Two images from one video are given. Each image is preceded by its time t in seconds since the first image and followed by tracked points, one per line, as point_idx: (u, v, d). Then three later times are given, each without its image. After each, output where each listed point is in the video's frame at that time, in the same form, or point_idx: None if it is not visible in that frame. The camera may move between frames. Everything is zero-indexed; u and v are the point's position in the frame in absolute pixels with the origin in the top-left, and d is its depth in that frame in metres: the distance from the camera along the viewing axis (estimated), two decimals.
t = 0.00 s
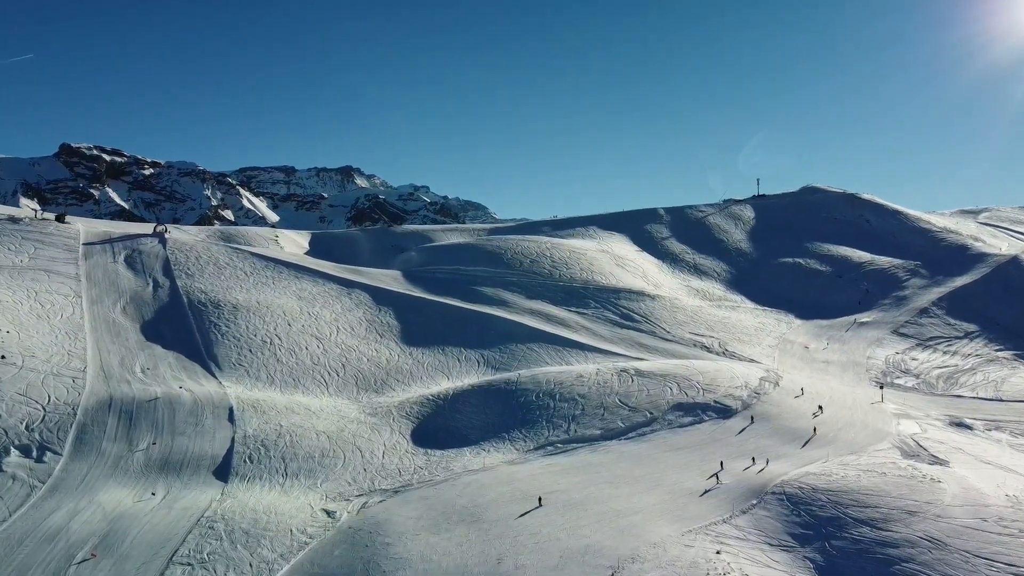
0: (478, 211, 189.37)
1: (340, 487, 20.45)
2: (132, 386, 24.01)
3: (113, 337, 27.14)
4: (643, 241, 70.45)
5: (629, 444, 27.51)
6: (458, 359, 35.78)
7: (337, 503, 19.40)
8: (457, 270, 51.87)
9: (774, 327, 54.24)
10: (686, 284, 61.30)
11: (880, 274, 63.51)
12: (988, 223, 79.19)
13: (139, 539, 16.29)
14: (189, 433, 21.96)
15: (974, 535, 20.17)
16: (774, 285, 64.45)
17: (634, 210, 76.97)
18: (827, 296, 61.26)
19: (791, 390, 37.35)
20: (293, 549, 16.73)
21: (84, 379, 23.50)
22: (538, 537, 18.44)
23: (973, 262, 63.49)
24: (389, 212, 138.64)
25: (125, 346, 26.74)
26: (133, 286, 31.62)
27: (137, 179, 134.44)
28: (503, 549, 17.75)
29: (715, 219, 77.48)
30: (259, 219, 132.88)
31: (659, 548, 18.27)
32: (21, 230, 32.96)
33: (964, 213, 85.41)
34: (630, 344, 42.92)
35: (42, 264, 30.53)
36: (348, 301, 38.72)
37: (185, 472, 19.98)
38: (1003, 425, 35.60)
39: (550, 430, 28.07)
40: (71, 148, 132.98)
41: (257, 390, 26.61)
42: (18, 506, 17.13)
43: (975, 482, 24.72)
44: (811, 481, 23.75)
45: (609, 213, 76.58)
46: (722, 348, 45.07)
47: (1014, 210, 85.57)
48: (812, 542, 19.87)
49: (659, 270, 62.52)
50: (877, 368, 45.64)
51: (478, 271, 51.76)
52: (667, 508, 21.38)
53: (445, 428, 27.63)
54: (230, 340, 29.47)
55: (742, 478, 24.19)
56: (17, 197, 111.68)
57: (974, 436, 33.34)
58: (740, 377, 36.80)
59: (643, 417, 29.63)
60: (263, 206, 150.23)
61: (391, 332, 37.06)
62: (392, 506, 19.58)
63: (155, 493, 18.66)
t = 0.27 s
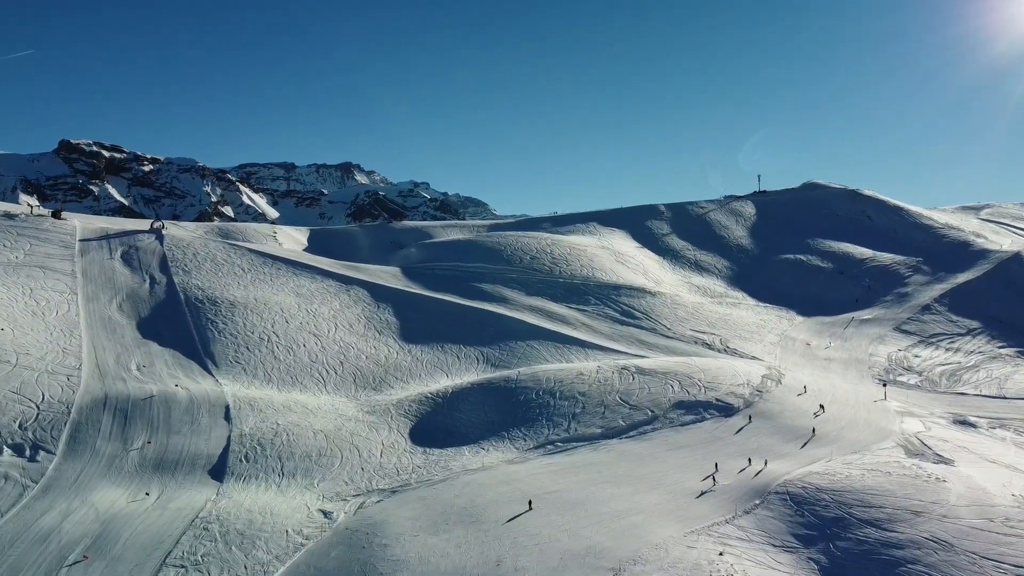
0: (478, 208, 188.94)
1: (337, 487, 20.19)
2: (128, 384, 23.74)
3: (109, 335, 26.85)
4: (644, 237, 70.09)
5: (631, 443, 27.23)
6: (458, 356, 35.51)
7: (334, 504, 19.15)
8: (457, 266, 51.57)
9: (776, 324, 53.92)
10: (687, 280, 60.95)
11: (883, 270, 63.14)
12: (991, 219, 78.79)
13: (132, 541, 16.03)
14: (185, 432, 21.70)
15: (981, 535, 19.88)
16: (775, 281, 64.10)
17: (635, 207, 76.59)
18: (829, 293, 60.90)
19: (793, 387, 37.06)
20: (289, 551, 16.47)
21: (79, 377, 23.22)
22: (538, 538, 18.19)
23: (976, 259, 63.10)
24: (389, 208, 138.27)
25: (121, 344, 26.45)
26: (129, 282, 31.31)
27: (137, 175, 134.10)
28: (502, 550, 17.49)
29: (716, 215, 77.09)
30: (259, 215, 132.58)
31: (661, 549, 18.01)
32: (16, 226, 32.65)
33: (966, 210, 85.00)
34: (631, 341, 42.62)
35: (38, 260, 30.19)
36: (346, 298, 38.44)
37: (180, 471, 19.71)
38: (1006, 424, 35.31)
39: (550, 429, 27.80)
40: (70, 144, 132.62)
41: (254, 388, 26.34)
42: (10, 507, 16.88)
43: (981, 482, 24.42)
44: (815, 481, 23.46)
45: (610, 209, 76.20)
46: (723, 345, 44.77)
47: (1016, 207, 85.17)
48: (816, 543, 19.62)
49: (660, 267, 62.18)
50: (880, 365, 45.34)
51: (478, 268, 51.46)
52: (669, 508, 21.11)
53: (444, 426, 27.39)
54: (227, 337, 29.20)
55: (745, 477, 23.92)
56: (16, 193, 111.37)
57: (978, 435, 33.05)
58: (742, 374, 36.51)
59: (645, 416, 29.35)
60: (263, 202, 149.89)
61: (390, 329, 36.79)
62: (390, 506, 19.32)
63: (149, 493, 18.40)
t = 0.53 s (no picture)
0: (479, 204, 188.49)
1: (334, 487, 19.91)
2: (123, 382, 23.44)
3: (105, 332, 26.53)
4: (645, 233, 69.71)
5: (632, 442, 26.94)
6: (457, 354, 35.23)
7: (331, 504, 18.87)
8: (456, 263, 51.26)
9: (778, 321, 53.60)
10: (688, 277, 60.60)
11: (885, 267, 62.74)
12: (993, 215, 78.34)
13: (125, 542, 15.76)
14: (180, 431, 21.43)
15: (988, 536, 19.59)
16: (777, 278, 63.74)
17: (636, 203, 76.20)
18: (831, 290, 60.55)
19: (795, 385, 36.74)
20: (284, 553, 16.19)
21: (74, 375, 22.92)
22: (537, 539, 17.91)
23: (979, 255, 62.68)
24: (389, 204, 137.88)
25: (117, 341, 26.14)
26: (126, 278, 30.99)
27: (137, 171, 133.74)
28: (501, 552, 17.21)
29: (718, 211, 76.67)
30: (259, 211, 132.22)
31: (662, 551, 17.73)
32: (12, 222, 32.31)
33: (969, 206, 84.54)
34: (631, 338, 42.29)
35: (33, 256, 29.82)
36: (345, 295, 38.14)
37: (175, 471, 19.43)
38: (1011, 421, 34.99)
39: (550, 427, 27.53)
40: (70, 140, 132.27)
41: (251, 386, 26.07)
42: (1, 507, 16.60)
43: (987, 481, 24.12)
44: (819, 481, 23.18)
45: (610, 206, 75.81)
46: (725, 342, 44.46)
47: (1018, 203, 84.71)
48: (820, 544, 19.36)
49: (661, 263, 61.82)
50: (882, 363, 45.00)
51: (478, 264, 51.13)
52: (671, 509, 20.83)
53: (443, 425, 27.12)
54: (224, 334, 28.90)
55: (747, 477, 23.62)
56: (16, 189, 111.09)
57: (982, 433, 32.73)
58: (744, 372, 36.21)
59: (646, 414, 29.06)
60: (263, 199, 149.55)
61: (389, 326, 36.49)
62: (388, 506, 19.04)
63: (143, 493, 18.13)
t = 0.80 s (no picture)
0: (479, 200, 188.04)
1: (330, 487, 19.64)
2: (118, 380, 23.11)
3: (100, 329, 26.17)
4: (646, 229, 69.33)
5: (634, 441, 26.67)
6: (456, 351, 34.92)
7: (327, 504, 18.60)
8: (456, 259, 50.93)
9: (779, 318, 53.25)
10: (689, 273, 60.27)
11: (888, 263, 62.36)
12: (996, 211, 77.90)
13: (117, 544, 15.48)
14: (175, 429, 21.13)
15: (995, 537, 19.28)
16: (779, 274, 63.37)
17: (637, 199, 75.79)
18: (833, 286, 60.18)
19: (798, 383, 36.42)
20: (279, 555, 15.93)
21: (69, 373, 22.58)
22: (537, 541, 17.61)
23: (982, 251, 62.26)
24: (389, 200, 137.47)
25: (113, 338, 25.80)
26: (122, 275, 30.66)
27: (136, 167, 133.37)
28: (500, 554, 16.93)
29: (719, 207, 76.26)
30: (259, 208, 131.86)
31: (665, 552, 17.45)
32: (7, 217, 31.89)
33: (971, 202, 84.10)
34: (632, 335, 41.98)
35: (29, 252, 29.40)
36: (343, 291, 37.84)
37: (170, 470, 19.13)
38: (1015, 419, 34.67)
39: (551, 426, 27.24)
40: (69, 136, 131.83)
41: (248, 384, 25.78)
42: None
43: (992, 481, 23.81)
44: (822, 481, 22.90)
45: (611, 202, 75.41)
46: (726, 339, 44.13)
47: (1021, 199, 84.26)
48: (824, 545, 19.12)
49: (662, 260, 61.47)
50: (885, 360, 44.66)
51: (477, 261, 50.79)
52: (673, 509, 20.55)
53: (441, 423, 26.85)
54: (221, 331, 28.60)
55: (751, 478, 23.32)
56: (15, 185, 110.74)
57: (986, 431, 32.41)
58: (746, 369, 35.90)
59: (647, 412, 28.78)
60: (262, 195, 149.20)
61: (387, 323, 36.19)
62: (385, 507, 18.76)
63: (137, 493, 17.86)
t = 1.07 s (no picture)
0: (479, 198, 187.67)
1: (327, 488, 19.40)
2: (113, 379, 22.71)
3: (95, 327, 25.74)
4: (646, 227, 68.98)
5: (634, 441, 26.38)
6: (455, 349, 34.64)
7: (324, 506, 18.35)
8: (455, 257, 50.63)
9: (781, 316, 52.93)
10: (690, 271, 59.95)
11: (890, 261, 62.02)
12: (998, 209, 77.54)
13: (109, 548, 15.17)
14: (170, 430, 20.74)
15: (1003, 540, 18.98)
16: (780, 272, 63.01)
17: (637, 196, 75.45)
18: (835, 284, 59.84)
19: (800, 382, 36.10)
20: (274, 558, 15.68)
21: (63, 372, 22.19)
22: (537, 544, 17.35)
23: (985, 248, 61.86)
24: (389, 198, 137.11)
25: (108, 337, 25.39)
26: (119, 273, 30.34)
27: (136, 165, 133.08)
28: (499, 557, 16.66)
29: (720, 205, 75.89)
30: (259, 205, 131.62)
31: (666, 556, 17.20)
32: (3, 215, 31.60)
33: (973, 199, 83.67)
34: (633, 334, 41.66)
35: (25, 250, 29.03)
36: (341, 290, 37.54)
37: (164, 471, 18.79)
38: (1019, 419, 34.34)
39: (551, 426, 26.95)
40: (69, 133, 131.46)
41: (244, 382, 25.50)
42: None
43: (999, 482, 23.51)
44: (826, 484, 22.65)
45: (611, 199, 75.06)
46: (728, 338, 43.80)
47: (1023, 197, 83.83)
48: (829, 547, 18.96)
49: (663, 258, 61.13)
50: (888, 358, 44.34)
51: (477, 258, 50.48)
52: (675, 512, 20.28)
53: (440, 422, 26.58)
54: (218, 330, 28.30)
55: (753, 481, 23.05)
56: (14, 182, 110.46)
57: (990, 431, 32.09)
58: (748, 368, 35.61)
59: (649, 412, 28.50)
60: (262, 192, 148.90)
61: (386, 321, 35.91)
62: (383, 509, 18.52)
63: (130, 495, 17.49)
